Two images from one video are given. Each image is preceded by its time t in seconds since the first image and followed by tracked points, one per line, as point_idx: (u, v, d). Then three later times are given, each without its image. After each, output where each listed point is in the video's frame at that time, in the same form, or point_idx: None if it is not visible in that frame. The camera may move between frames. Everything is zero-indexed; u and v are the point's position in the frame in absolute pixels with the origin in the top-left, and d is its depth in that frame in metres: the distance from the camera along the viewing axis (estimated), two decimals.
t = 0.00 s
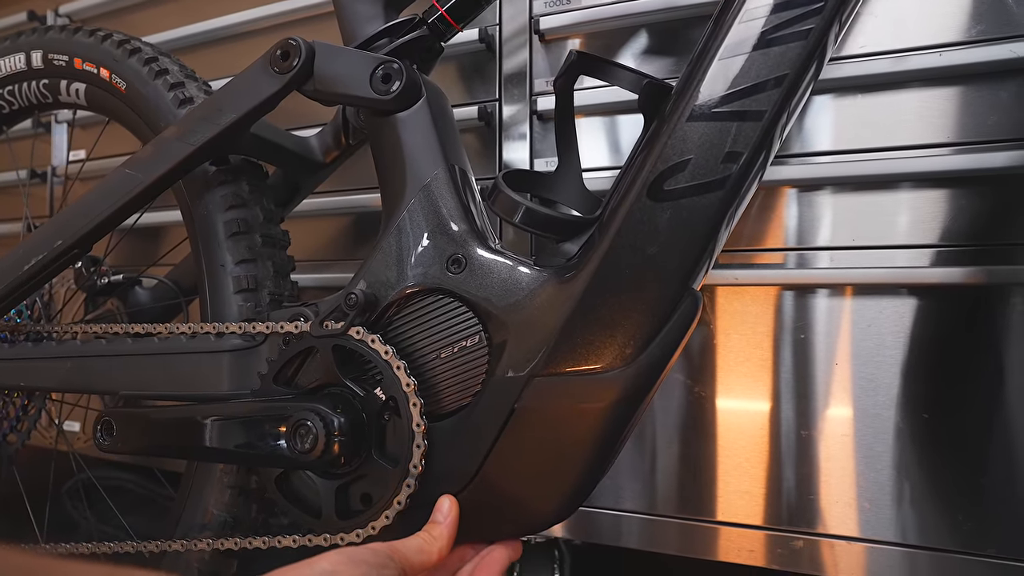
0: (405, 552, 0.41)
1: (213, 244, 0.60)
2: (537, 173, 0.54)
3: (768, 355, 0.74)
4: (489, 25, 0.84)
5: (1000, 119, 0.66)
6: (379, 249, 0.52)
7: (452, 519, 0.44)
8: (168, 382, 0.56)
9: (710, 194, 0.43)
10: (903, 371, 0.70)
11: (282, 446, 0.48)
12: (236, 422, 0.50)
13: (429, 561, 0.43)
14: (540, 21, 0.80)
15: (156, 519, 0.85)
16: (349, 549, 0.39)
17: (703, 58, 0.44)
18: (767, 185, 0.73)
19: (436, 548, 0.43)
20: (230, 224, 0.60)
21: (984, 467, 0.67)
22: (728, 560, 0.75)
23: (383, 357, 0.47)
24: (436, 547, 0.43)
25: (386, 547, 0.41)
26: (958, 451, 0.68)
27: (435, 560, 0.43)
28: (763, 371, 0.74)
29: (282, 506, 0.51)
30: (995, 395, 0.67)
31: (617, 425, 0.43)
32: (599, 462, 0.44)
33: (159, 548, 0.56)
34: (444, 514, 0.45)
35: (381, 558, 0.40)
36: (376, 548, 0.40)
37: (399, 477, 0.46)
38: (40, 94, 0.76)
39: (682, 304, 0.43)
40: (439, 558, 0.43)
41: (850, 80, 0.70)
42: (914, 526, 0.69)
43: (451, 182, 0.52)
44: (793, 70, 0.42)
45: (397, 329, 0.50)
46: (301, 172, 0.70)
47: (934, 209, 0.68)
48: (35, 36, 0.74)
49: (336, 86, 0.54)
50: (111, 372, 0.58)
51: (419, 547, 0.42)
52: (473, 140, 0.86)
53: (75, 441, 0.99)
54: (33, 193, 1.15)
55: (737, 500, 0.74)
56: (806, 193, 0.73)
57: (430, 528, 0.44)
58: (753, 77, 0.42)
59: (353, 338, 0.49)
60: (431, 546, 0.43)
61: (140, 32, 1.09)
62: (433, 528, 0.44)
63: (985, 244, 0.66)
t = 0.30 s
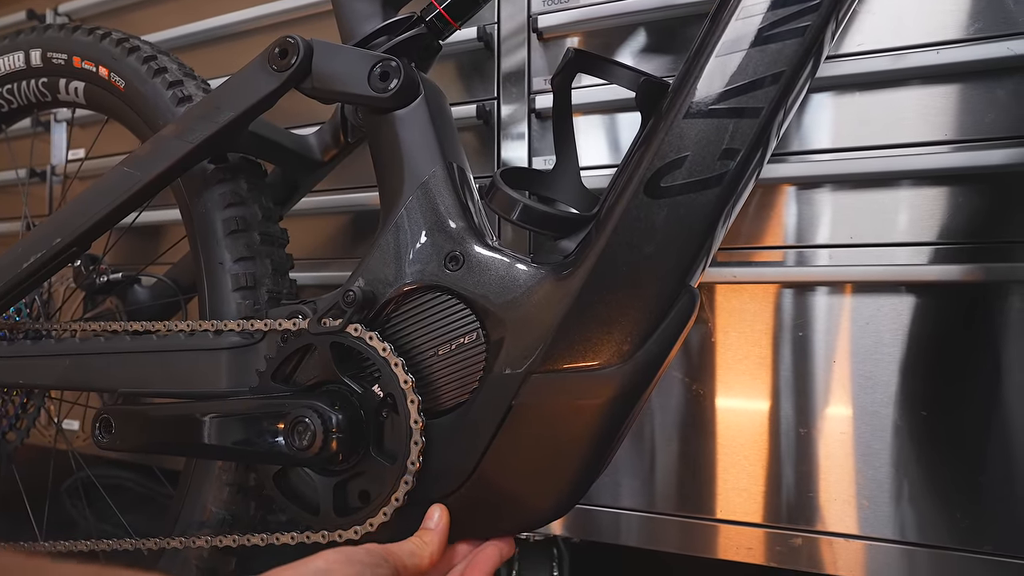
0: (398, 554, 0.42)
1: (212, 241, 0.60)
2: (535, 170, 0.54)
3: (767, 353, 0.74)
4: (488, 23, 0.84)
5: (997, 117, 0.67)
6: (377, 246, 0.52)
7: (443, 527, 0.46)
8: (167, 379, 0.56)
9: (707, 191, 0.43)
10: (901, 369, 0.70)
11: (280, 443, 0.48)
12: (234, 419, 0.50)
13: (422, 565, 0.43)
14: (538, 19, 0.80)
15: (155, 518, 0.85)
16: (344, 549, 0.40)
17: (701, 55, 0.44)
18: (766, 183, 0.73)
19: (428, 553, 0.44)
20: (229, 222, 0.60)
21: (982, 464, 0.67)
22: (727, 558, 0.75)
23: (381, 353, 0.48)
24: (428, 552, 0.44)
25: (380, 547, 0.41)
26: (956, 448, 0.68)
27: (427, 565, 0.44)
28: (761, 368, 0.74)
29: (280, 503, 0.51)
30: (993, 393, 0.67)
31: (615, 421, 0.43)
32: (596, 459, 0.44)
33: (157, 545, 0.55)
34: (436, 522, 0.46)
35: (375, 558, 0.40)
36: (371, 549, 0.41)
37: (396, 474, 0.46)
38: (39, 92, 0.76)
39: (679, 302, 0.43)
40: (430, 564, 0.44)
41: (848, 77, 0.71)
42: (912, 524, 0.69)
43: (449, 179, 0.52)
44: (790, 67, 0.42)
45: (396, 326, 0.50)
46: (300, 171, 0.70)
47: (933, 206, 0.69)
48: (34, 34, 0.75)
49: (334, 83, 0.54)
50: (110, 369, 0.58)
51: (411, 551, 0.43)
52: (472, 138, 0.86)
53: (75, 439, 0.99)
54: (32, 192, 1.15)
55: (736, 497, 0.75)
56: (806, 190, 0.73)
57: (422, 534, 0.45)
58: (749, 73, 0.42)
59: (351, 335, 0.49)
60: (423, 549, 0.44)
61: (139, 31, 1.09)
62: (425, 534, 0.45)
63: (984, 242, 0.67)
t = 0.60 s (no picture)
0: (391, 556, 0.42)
1: (212, 239, 0.60)
2: (535, 168, 0.54)
3: (767, 350, 0.74)
4: (488, 22, 0.84)
5: (996, 114, 0.67)
6: (378, 243, 0.52)
7: (432, 531, 0.46)
8: (167, 376, 0.56)
9: (706, 187, 0.43)
10: (901, 366, 0.70)
11: (280, 440, 0.48)
12: (235, 415, 0.50)
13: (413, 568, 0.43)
14: (538, 17, 0.80)
15: (156, 515, 0.86)
16: (335, 549, 0.39)
17: (700, 51, 0.44)
18: (766, 180, 0.73)
19: (419, 556, 0.44)
20: (230, 219, 0.60)
21: (981, 461, 0.67)
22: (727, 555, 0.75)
23: (381, 350, 0.48)
24: (418, 552, 0.44)
25: (371, 546, 0.41)
26: (956, 445, 0.68)
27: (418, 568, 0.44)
28: (761, 366, 0.75)
29: (281, 499, 0.51)
30: (992, 389, 0.67)
31: (615, 417, 0.43)
32: (596, 455, 0.44)
33: (158, 542, 0.56)
34: (426, 525, 0.46)
35: (366, 555, 0.39)
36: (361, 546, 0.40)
37: (396, 470, 0.46)
38: (39, 90, 0.76)
39: (679, 298, 0.43)
40: (421, 567, 0.44)
41: (848, 75, 0.71)
42: (912, 521, 0.69)
43: (449, 176, 0.52)
44: (789, 64, 0.42)
45: (396, 323, 0.50)
46: (300, 168, 0.70)
47: (932, 203, 0.69)
48: (35, 32, 0.75)
49: (334, 81, 0.54)
50: (111, 366, 0.58)
51: (401, 551, 0.43)
52: (472, 136, 0.86)
53: (75, 438, 0.99)
54: (33, 191, 1.15)
55: (736, 494, 0.75)
56: (806, 188, 0.73)
57: (412, 537, 0.45)
58: (748, 70, 0.42)
59: (351, 332, 0.49)
60: (414, 551, 0.44)
61: (139, 30, 1.09)
62: (415, 537, 0.45)
63: (983, 239, 0.67)
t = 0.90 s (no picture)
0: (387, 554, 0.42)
1: (214, 236, 0.60)
2: (536, 165, 0.54)
3: (767, 348, 0.74)
4: (489, 20, 0.84)
5: (997, 112, 0.67)
6: (380, 240, 0.52)
7: (429, 534, 0.46)
8: (169, 372, 0.56)
9: (707, 183, 0.43)
10: (901, 364, 0.70)
11: (282, 435, 0.48)
12: (237, 411, 0.50)
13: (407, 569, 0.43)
14: (539, 15, 0.80)
15: (157, 513, 0.86)
16: (326, 542, 0.39)
17: (702, 48, 0.45)
18: (766, 178, 0.73)
19: (413, 556, 0.44)
20: (231, 217, 0.60)
21: (981, 459, 0.67)
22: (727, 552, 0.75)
23: (383, 346, 0.48)
24: (411, 552, 0.44)
25: (366, 539, 0.41)
26: (956, 442, 0.68)
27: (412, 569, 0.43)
28: (762, 364, 0.75)
29: (282, 495, 0.52)
30: (993, 387, 0.67)
31: (616, 413, 0.43)
32: (597, 451, 0.44)
33: (159, 538, 0.56)
34: (422, 529, 0.46)
35: (357, 548, 0.39)
36: (352, 538, 0.40)
37: (398, 466, 0.47)
38: (41, 89, 0.76)
39: (680, 294, 0.43)
40: (415, 568, 0.44)
41: (849, 73, 0.71)
42: (912, 517, 0.69)
43: (451, 173, 0.52)
44: (790, 60, 0.42)
45: (397, 320, 0.51)
46: (302, 166, 0.70)
47: (933, 201, 0.69)
48: (37, 30, 0.75)
49: (336, 78, 0.54)
50: (113, 363, 0.58)
51: (394, 549, 0.43)
52: (473, 134, 0.86)
53: (77, 436, 1.00)
54: (34, 189, 1.15)
55: (736, 491, 0.75)
56: (807, 185, 0.73)
57: (408, 540, 0.45)
58: (749, 67, 0.43)
59: (353, 328, 0.49)
60: (408, 551, 0.44)
61: (141, 28, 1.09)
62: (410, 539, 0.45)
63: (984, 236, 0.67)
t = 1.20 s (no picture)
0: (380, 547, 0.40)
1: (216, 233, 0.60)
2: (538, 162, 0.54)
3: (769, 346, 0.75)
4: (490, 18, 0.84)
5: (997, 109, 0.67)
6: (382, 237, 0.52)
7: (422, 532, 0.44)
8: (171, 369, 0.56)
9: (709, 180, 0.43)
10: (901, 360, 0.70)
11: (285, 431, 0.48)
12: (240, 408, 0.50)
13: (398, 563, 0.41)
14: (540, 13, 0.80)
15: (159, 512, 0.86)
16: (314, 532, 0.37)
17: (703, 45, 0.45)
18: (767, 175, 0.73)
19: (404, 550, 0.42)
20: (233, 214, 0.60)
21: (981, 455, 0.67)
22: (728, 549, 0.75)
23: (385, 342, 0.48)
24: (402, 546, 0.42)
25: (357, 529, 0.39)
26: (957, 438, 0.68)
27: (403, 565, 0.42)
28: (763, 362, 0.75)
29: (284, 492, 0.52)
30: (994, 383, 0.67)
31: (619, 408, 0.43)
32: (600, 447, 0.44)
33: (161, 535, 0.56)
34: (416, 526, 0.44)
35: (347, 537, 0.37)
36: (342, 529, 0.38)
37: (401, 462, 0.47)
38: (42, 87, 0.76)
39: (682, 290, 0.44)
40: (405, 563, 0.42)
41: (849, 70, 0.71)
42: (912, 514, 0.69)
43: (453, 170, 0.52)
44: (791, 57, 0.42)
45: (400, 316, 0.51)
46: (303, 164, 0.70)
47: (933, 198, 0.69)
48: (38, 29, 0.75)
49: (338, 76, 0.54)
50: (114, 360, 0.58)
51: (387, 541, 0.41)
52: (474, 132, 0.86)
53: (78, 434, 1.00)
54: (36, 188, 1.16)
55: (737, 488, 0.75)
56: (807, 183, 0.73)
57: (401, 535, 0.43)
58: (751, 64, 0.43)
59: (355, 324, 0.49)
60: (399, 543, 0.42)
61: (142, 28, 1.10)
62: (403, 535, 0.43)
63: (984, 233, 0.67)
